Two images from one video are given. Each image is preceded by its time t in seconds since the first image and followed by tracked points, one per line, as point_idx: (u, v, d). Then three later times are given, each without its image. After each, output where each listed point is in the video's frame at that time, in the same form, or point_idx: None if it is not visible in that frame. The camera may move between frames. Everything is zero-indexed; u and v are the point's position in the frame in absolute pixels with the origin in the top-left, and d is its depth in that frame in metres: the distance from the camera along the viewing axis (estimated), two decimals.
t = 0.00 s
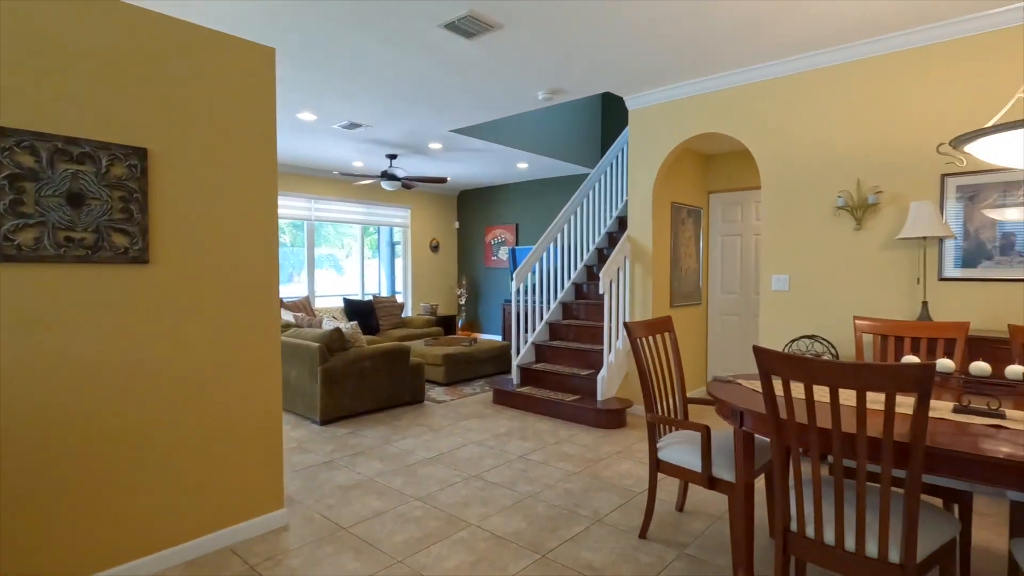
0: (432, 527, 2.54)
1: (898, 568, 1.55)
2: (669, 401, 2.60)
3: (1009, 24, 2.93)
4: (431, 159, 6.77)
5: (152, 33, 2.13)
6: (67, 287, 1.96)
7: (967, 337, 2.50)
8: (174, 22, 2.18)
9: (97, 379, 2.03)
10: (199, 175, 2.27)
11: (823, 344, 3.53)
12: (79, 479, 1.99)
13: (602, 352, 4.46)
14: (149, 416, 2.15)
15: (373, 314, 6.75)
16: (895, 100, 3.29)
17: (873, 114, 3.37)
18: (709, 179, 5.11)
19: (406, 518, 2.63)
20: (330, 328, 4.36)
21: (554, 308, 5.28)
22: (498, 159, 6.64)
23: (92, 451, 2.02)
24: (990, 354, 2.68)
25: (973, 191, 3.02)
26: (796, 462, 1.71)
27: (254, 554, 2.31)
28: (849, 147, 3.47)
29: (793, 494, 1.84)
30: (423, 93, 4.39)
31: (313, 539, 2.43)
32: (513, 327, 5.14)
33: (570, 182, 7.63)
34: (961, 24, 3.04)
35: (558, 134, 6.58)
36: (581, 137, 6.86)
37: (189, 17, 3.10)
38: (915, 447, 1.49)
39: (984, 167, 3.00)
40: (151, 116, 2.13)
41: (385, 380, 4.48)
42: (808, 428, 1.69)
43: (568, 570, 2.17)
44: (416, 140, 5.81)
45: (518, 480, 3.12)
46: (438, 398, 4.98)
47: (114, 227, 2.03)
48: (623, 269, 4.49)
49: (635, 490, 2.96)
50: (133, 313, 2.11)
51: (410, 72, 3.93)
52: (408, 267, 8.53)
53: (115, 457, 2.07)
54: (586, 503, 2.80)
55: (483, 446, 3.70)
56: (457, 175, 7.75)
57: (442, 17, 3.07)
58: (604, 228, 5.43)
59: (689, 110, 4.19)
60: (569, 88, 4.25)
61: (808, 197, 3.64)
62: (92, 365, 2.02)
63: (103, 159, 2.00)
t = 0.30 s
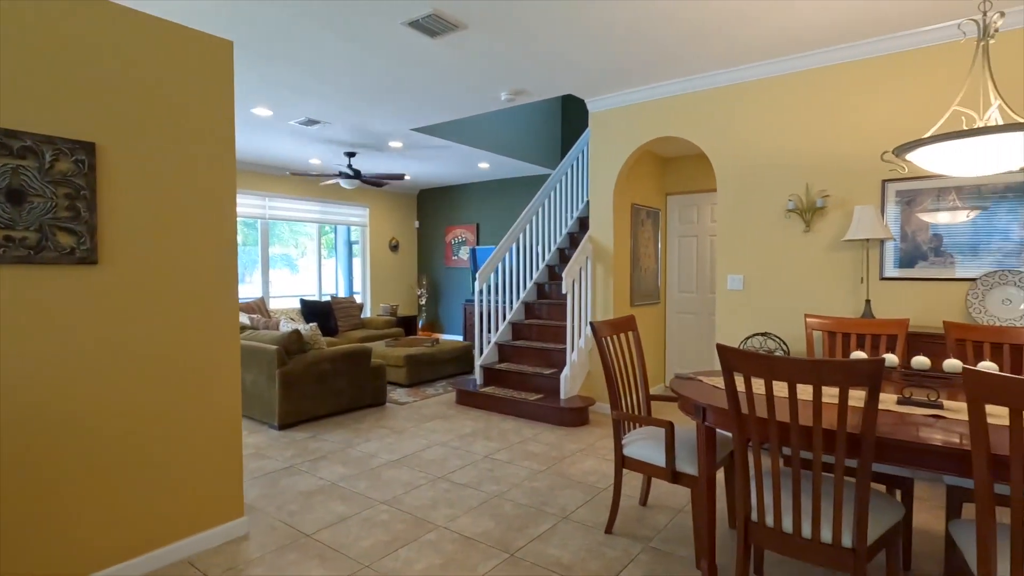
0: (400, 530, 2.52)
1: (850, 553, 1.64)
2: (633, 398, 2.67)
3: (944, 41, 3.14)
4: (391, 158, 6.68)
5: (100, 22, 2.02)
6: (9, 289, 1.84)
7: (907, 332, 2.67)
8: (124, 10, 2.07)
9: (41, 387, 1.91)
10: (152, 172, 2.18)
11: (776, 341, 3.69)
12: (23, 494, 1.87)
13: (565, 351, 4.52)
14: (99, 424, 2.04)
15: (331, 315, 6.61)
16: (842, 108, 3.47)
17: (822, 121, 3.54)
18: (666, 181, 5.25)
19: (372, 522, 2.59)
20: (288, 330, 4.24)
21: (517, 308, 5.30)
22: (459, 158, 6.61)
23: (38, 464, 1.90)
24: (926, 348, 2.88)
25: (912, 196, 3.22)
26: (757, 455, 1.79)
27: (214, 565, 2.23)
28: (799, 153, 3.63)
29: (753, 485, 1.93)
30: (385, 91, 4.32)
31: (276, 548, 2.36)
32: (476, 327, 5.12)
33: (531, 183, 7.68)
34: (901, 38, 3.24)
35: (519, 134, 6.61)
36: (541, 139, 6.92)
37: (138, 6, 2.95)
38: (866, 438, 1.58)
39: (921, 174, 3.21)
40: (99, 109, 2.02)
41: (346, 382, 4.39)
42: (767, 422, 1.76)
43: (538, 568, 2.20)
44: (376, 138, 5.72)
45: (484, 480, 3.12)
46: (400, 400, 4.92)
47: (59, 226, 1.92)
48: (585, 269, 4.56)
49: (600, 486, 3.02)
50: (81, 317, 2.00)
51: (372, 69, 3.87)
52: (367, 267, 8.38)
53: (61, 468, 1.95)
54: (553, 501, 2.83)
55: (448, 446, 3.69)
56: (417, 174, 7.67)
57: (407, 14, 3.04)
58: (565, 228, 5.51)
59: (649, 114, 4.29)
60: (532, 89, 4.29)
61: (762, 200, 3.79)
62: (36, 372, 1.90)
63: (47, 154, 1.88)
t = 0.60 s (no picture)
0: (363, 529, 2.48)
1: (802, 533, 1.72)
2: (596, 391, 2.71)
3: (886, 49, 3.32)
4: (351, 154, 6.56)
5: None
6: None
7: (852, 325, 2.81)
8: None
9: None
10: (98, 161, 2.07)
11: (732, 335, 3.82)
12: None
13: (528, 348, 4.54)
14: (41, 427, 1.93)
15: (289, 315, 6.43)
16: (792, 111, 3.62)
17: (774, 124, 3.69)
18: (626, 181, 5.36)
19: (334, 523, 2.54)
20: (243, 329, 4.11)
21: (480, 306, 5.29)
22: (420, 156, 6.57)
23: None
24: (869, 339, 3.03)
25: (855, 197, 3.40)
26: (716, 442, 1.85)
27: (167, 571, 2.14)
28: (753, 154, 3.77)
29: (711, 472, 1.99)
30: (345, 85, 4.24)
31: (233, 552, 2.29)
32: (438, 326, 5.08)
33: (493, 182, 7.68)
34: (847, 45, 3.40)
35: (481, 133, 6.61)
36: (503, 137, 6.95)
37: None
38: (817, 423, 1.66)
39: (865, 175, 3.39)
40: (40, 92, 1.91)
41: (305, 383, 4.29)
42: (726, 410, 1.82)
43: (503, 561, 2.21)
44: (335, 133, 5.61)
45: (448, 477, 3.11)
46: (361, 400, 4.84)
47: None
48: (547, 266, 4.60)
49: (564, 480, 3.05)
50: (20, 312, 1.88)
51: (332, 63, 3.79)
52: (325, 266, 8.21)
53: None
54: (517, 495, 2.84)
55: (411, 445, 3.65)
56: (377, 171, 7.57)
57: (369, 6, 2.99)
58: (527, 227, 5.62)
59: (610, 114, 4.37)
60: (495, 86, 4.30)
61: (718, 199, 3.91)
62: None
63: None
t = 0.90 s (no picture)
0: (324, 529, 2.42)
1: (760, 516, 1.77)
2: (561, 385, 2.73)
3: (835, 53, 3.47)
4: (310, 149, 6.41)
5: None
6: None
7: (805, 317, 2.92)
8: None
9: None
10: (39, 145, 1.95)
11: (692, 329, 3.91)
12: None
13: (493, 345, 4.53)
14: None
15: (245, 314, 6.23)
16: (749, 112, 3.73)
17: (731, 124, 3.79)
18: (589, 179, 5.42)
19: (293, 524, 2.47)
20: (196, 328, 3.95)
21: (444, 303, 5.25)
22: (382, 152, 6.47)
23: None
24: (821, 331, 3.16)
25: (807, 196, 3.54)
26: (678, 431, 1.88)
27: None
28: (711, 153, 3.87)
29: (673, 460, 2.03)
30: (305, 77, 4.14)
31: (186, 557, 2.20)
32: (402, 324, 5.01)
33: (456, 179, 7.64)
34: (799, 49, 3.54)
35: (445, 130, 6.57)
36: (466, 135, 6.92)
37: None
38: (773, 409, 1.71)
39: (816, 174, 3.53)
40: None
41: (263, 382, 4.17)
42: (688, 399, 1.87)
43: (468, 556, 2.19)
44: (294, 127, 5.47)
45: (412, 474, 3.07)
46: (321, 400, 4.73)
47: None
48: (511, 263, 4.61)
49: (529, 474, 3.06)
50: None
51: (290, 53, 3.69)
52: (283, 265, 7.99)
53: None
54: (482, 491, 2.83)
55: (374, 444, 3.59)
56: (338, 168, 7.42)
57: None
58: (491, 225, 5.62)
59: (573, 112, 4.40)
60: (458, 82, 4.27)
61: (678, 197, 4.00)
62: None
63: None
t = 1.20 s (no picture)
0: (286, 533, 2.36)
1: (721, 505, 1.82)
2: (528, 382, 2.74)
3: (789, 59, 3.60)
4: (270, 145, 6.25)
5: None
6: None
7: (762, 314, 3.01)
8: None
9: None
10: None
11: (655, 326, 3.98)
12: None
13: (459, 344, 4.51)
14: None
15: (201, 315, 6.02)
16: (709, 114, 3.83)
17: (692, 125, 3.88)
18: (554, 178, 5.46)
19: (254, 528, 2.41)
20: (148, 328, 3.80)
21: (409, 303, 5.20)
22: (346, 150, 6.37)
23: None
24: (778, 327, 3.27)
25: (764, 196, 3.66)
26: (642, 425, 1.92)
27: None
28: (673, 154, 3.95)
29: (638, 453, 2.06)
30: (264, 71, 4.03)
31: (139, 566, 2.11)
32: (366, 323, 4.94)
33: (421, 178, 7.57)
34: (755, 54, 3.65)
35: (410, 128, 6.51)
36: (431, 133, 6.87)
37: None
38: (733, 401, 1.76)
39: (772, 175, 3.65)
40: None
41: (220, 385, 4.03)
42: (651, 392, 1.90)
43: (435, 555, 2.18)
44: (253, 122, 5.32)
45: (377, 475, 3.02)
46: (282, 402, 4.61)
47: None
48: (477, 262, 4.60)
49: (495, 472, 3.06)
50: None
51: (250, 45, 3.58)
52: (242, 264, 7.76)
53: None
54: (449, 490, 2.82)
55: (337, 445, 3.52)
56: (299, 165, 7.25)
57: None
58: (457, 224, 5.65)
59: (538, 111, 4.42)
60: (423, 79, 4.24)
61: (641, 196, 4.07)
62: None
63: None
